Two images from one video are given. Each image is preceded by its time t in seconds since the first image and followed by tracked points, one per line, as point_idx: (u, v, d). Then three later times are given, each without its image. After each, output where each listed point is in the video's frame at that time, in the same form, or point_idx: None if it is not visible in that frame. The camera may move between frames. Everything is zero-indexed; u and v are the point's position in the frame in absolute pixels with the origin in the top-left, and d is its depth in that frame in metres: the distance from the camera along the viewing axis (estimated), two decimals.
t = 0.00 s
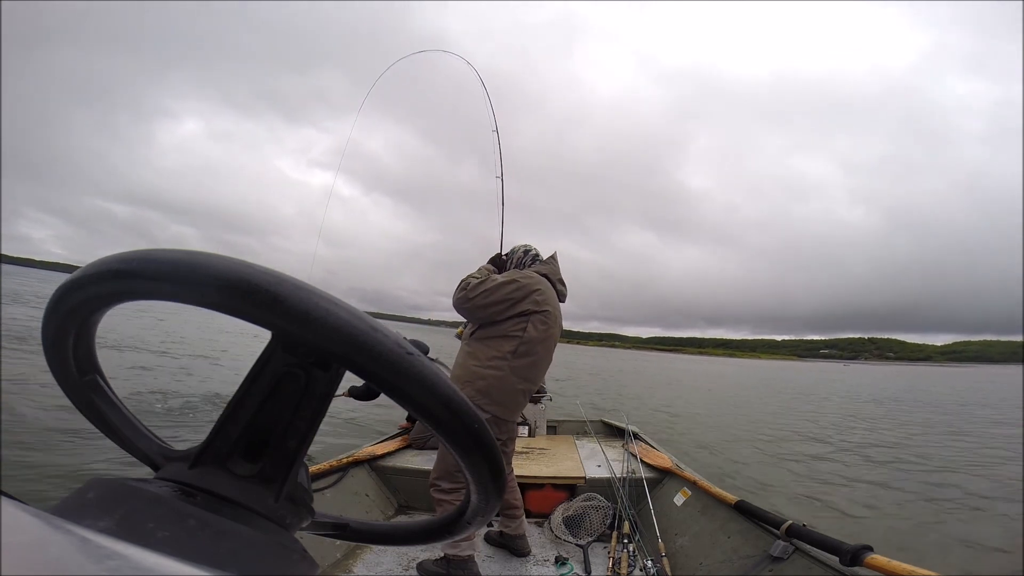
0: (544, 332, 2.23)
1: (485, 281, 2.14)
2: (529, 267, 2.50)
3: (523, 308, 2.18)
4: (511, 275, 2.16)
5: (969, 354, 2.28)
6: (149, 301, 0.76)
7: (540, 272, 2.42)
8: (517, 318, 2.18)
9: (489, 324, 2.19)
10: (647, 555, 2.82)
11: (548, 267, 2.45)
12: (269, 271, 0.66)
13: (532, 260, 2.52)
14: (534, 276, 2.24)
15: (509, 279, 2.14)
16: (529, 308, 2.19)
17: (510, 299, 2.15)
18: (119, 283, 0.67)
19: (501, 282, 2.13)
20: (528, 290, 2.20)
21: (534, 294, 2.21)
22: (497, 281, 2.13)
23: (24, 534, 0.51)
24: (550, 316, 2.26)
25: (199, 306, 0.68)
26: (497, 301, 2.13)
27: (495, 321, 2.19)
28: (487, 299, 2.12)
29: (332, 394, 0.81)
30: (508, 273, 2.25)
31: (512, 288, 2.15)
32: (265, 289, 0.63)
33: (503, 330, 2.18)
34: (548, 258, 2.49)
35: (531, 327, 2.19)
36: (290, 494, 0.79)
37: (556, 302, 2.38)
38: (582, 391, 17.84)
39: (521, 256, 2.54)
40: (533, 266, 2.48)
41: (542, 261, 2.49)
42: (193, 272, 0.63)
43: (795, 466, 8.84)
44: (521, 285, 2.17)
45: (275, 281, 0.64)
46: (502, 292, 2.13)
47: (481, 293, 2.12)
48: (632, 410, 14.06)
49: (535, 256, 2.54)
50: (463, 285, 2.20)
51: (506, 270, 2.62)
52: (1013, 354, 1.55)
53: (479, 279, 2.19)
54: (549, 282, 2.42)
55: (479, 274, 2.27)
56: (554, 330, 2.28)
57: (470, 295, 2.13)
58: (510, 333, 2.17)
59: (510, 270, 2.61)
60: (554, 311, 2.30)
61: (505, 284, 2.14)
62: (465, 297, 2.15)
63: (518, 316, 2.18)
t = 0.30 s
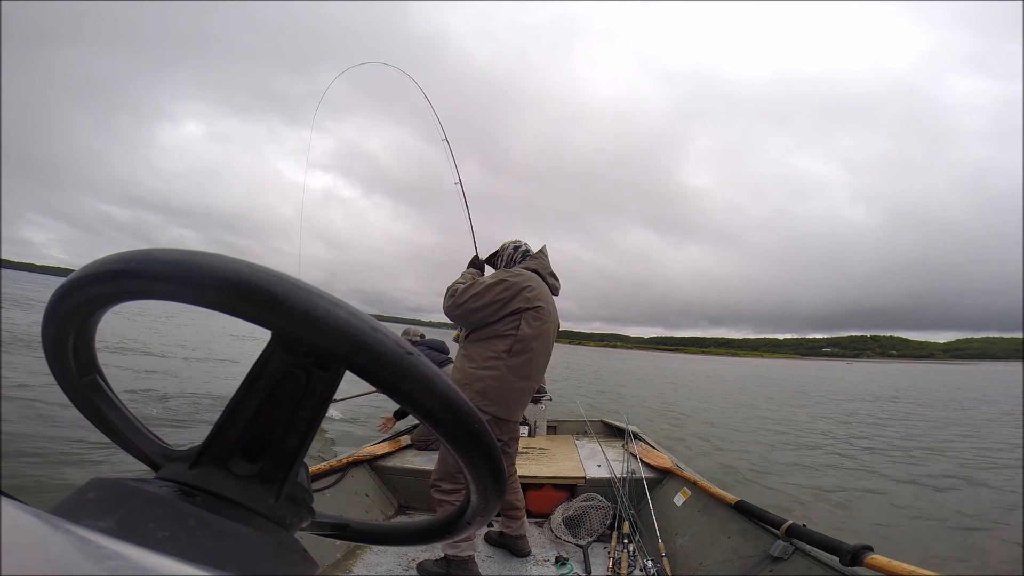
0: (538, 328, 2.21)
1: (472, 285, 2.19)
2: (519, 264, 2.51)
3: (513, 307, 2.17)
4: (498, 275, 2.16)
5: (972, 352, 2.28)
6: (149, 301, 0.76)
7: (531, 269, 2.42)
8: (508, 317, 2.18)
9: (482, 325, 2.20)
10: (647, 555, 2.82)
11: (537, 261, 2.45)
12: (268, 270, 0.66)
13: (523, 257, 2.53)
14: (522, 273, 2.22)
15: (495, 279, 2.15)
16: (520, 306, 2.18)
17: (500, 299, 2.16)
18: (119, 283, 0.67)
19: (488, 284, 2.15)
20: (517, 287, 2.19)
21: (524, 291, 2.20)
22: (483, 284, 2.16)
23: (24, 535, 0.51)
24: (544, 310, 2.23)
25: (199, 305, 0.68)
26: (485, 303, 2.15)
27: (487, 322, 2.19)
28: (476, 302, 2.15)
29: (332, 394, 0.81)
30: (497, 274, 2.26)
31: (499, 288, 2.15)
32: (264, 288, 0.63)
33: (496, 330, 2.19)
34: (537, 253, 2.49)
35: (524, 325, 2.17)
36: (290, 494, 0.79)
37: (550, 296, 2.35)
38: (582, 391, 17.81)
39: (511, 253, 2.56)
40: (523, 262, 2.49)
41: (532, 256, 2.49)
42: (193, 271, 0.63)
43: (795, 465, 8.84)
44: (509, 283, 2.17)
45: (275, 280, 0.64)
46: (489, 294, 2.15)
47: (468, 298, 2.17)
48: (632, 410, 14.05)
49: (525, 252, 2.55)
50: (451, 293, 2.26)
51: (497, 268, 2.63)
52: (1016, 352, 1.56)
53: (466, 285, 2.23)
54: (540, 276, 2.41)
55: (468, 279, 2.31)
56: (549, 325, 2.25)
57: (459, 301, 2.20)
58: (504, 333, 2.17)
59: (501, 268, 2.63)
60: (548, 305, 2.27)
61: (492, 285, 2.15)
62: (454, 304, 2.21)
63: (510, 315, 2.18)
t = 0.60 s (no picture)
0: (526, 319, 2.20)
1: (452, 290, 2.21)
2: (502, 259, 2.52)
3: (496, 303, 2.17)
4: (476, 274, 2.17)
5: (974, 348, 2.27)
6: (149, 300, 0.76)
7: (513, 263, 2.42)
8: (493, 315, 2.18)
9: (470, 327, 2.21)
10: (647, 556, 2.82)
11: (517, 254, 2.44)
12: (268, 270, 0.66)
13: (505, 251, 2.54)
14: (500, 268, 2.21)
15: (474, 280, 2.16)
16: (503, 301, 2.18)
17: (482, 297, 2.16)
18: (118, 284, 0.67)
19: (467, 286, 2.17)
20: (497, 283, 2.18)
21: (505, 285, 2.19)
22: (464, 286, 2.17)
23: (25, 535, 0.51)
24: (529, 301, 2.22)
25: (199, 305, 0.68)
26: (467, 305, 2.17)
27: (475, 323, 2.20)
28: (459, 305, 2.17)
29: (331, 394, 0.81)
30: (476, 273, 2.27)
31: (479, 287, 2.16)
32: (264, 288, 0.63)
33: (484, 329, 2.19)
34: (517, 245, 2.49)
35: (510, 319, 2.17)
36: (290, 494, 0.79)
37: (535, 285, 2.33)
38: (583, 390, 17.82)
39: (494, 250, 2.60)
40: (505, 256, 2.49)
41: (512, 249, 2.49)
42: (193, 271, 0.63)
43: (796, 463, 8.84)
44: (488, 281, 2.16)
45: (274, 280, 0.64)
46: (469, 295, 2.17)
47: (450, 304, 2.19)
48: (633, 409, 14.05)
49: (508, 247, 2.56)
50: (435, 301, 2.29)
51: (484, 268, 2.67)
52: (1017, 347, 1.56)
53: (447, 291, 2.25)
54: (521, 268, 2.40)
55: (449, 285, 2.33)
56: (537, 314, 2.23)
57: (442, 308, 2.23)
58: (492, 330, 2.17)
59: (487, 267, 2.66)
60: (532, 295, 2.25)
61: (472, 286, 2.16)
62: (438, 312, 2.24)
63: (496, 311, 2.19)
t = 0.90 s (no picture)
0: (521, 316, 2.19)
1: (445, 297, 2.22)
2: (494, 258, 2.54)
3: (489, 303, 2.17)
4: (468, 276, 2.18)
5: (977, 347, 2.26)
6: (149, 300, 0.76)
7: (505, 262, 2.43)
8: (487, 316, 2.19)
9: (466, 330, 2.21)
10: (647, 556, 2.82)
11: (508, 252, 2.45)
12: (269, 270, 0.66)
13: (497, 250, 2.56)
14: (490, 268, 2.21)
15: (465, 283, 2.17)
16: (496, 300, 2.17)
17: (475, 299, 2.17)
18: (118, 284, 0.67)
19: (459, 290, 2.17)
20: (489, 284, 2.17)
21: (497, 284, 2.18)
22: (457, 290, 2.18)
23: (24, 534, 0.51)
24: (523, 298, 2.21)
25: (199, 305, 0.68)
26: (461, 309, 2.18)
27: (471, 326, 2.21)
28: (453, 309, 2.18)
29: (332, 395, 0.81)
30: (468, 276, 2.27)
31: (471, 290, 2.16)
32: (264, 288, 0.63)
33: (480, 330, 2.19)
34: (508, 243, 2.49)
35: (504, 317, 2.16)
36: (290, 494, 0.79)
37: (528, 281, 2.32)
38: (583, 390, 17.79)
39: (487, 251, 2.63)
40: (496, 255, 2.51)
41: (504, 248, 2.50)
42: (193, 271, 0.63)
43: (797, 463, 8.82)
44: (479, 283, 2.16)
45: (275, 280, 0.64)
46: (461, 299, 2.17)
47: (444, 310, 2.20)
48: (633, 409, 14.03)
49: (500, 246, 2.58)
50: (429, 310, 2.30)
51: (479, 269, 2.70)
52: (1019, 347, 1.55)
53: (440, 298, 2.26)
54: (513, 266, 2.40)
55: (442, 292, 2.34)
56: (532, 309, 2.22)
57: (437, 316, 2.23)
58: (488, 331, 2.18)
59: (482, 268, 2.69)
60: (526, 291, 2.24)
61: (464, 289, 2.17)
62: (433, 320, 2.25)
63: (490, 311, 2.19)
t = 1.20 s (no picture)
0: (520, 314, 2.18)
1: (444, 302, 2.23)
2: (490, 258, 2.54)
3: (488, 304, 2.17)
4: (464, 280, 2.18)
5: (979, 348, 2.26)
6: (149, 300, 0.76)
7: (501, 262, 2.43)
8: (487, 317, 2.19)
9: (467, 333, 2.21)
10: (647, 556, 2.83)
11: (503, 252, 2.45)
12: (268, 269, 0.66)
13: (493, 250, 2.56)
14: (486, 269, 2.21)
15: (462, 286, 2.17)
16: (494, 301, 2.17)
17: (473, 302, 2.17)
18: (118, 284, 0.67)
19: (457, 294, 2.18)
20: (485, 285, 2.17)
21: (494, 285, 2.18)
22: (454, 295, 2.19)
23: (24, 534, 0.51)
24: (521, 296, 2.21)
25: (199, 305, 0.68)
26: (460, 312, 2.18)
27: (472, 328, 2.21)
28: (452, 314, 2.18)
29: (332, 394, 0.81)
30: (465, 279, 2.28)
31: (469, 293, 2.16)
32: (264, 288, 0.63)
33: (481, 332, 2.19)
34: (502, 242, 2.49)
35: (504, 317, 2.16)
36: (290, 494, 0.79)
37: (525, 279, 2.31)
38: (583, 390, 17.77)
39: (483, 251, 2.63)
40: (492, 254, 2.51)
41: (499, 247, 2.50)
42: (193, 271, 0.63)
43: (797, 463, 8.81)
44: (475, 284, 2.16)
45: (274, 280, 0.64)
46: (460, 302, 2.17)
47: (443, 315, 2.20)
48: (633, 409, 14.02)
49: (495, 245, 2.58)
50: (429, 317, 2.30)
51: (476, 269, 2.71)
52: (1021, 349, 1.55)
53: (439, 304, 2.27)
54: (509, 266, 2.40)
55: (441, 298, 2.34)
56: (531, 306, 2.22)
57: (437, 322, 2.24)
58: (489, 332, 2.18)
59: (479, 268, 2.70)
60: (523, 289, 2.24)
61: (461, 293, 2.17)
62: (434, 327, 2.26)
63: (489, 312, 2.19)
